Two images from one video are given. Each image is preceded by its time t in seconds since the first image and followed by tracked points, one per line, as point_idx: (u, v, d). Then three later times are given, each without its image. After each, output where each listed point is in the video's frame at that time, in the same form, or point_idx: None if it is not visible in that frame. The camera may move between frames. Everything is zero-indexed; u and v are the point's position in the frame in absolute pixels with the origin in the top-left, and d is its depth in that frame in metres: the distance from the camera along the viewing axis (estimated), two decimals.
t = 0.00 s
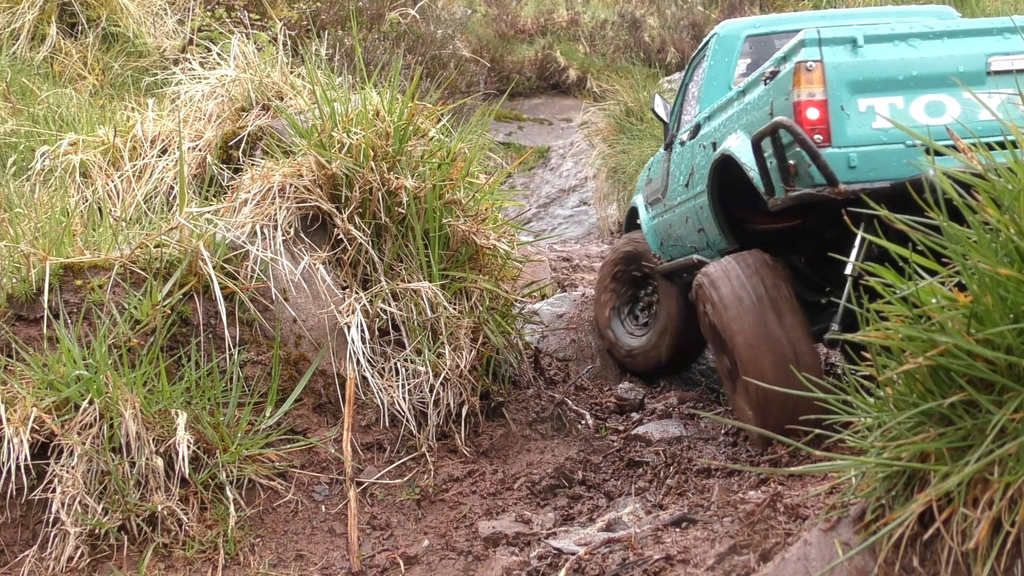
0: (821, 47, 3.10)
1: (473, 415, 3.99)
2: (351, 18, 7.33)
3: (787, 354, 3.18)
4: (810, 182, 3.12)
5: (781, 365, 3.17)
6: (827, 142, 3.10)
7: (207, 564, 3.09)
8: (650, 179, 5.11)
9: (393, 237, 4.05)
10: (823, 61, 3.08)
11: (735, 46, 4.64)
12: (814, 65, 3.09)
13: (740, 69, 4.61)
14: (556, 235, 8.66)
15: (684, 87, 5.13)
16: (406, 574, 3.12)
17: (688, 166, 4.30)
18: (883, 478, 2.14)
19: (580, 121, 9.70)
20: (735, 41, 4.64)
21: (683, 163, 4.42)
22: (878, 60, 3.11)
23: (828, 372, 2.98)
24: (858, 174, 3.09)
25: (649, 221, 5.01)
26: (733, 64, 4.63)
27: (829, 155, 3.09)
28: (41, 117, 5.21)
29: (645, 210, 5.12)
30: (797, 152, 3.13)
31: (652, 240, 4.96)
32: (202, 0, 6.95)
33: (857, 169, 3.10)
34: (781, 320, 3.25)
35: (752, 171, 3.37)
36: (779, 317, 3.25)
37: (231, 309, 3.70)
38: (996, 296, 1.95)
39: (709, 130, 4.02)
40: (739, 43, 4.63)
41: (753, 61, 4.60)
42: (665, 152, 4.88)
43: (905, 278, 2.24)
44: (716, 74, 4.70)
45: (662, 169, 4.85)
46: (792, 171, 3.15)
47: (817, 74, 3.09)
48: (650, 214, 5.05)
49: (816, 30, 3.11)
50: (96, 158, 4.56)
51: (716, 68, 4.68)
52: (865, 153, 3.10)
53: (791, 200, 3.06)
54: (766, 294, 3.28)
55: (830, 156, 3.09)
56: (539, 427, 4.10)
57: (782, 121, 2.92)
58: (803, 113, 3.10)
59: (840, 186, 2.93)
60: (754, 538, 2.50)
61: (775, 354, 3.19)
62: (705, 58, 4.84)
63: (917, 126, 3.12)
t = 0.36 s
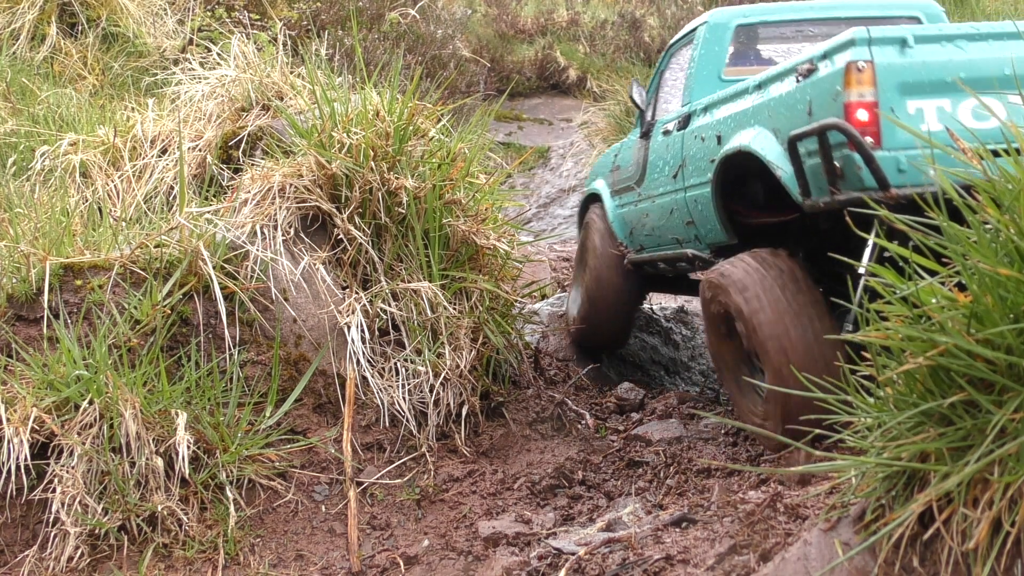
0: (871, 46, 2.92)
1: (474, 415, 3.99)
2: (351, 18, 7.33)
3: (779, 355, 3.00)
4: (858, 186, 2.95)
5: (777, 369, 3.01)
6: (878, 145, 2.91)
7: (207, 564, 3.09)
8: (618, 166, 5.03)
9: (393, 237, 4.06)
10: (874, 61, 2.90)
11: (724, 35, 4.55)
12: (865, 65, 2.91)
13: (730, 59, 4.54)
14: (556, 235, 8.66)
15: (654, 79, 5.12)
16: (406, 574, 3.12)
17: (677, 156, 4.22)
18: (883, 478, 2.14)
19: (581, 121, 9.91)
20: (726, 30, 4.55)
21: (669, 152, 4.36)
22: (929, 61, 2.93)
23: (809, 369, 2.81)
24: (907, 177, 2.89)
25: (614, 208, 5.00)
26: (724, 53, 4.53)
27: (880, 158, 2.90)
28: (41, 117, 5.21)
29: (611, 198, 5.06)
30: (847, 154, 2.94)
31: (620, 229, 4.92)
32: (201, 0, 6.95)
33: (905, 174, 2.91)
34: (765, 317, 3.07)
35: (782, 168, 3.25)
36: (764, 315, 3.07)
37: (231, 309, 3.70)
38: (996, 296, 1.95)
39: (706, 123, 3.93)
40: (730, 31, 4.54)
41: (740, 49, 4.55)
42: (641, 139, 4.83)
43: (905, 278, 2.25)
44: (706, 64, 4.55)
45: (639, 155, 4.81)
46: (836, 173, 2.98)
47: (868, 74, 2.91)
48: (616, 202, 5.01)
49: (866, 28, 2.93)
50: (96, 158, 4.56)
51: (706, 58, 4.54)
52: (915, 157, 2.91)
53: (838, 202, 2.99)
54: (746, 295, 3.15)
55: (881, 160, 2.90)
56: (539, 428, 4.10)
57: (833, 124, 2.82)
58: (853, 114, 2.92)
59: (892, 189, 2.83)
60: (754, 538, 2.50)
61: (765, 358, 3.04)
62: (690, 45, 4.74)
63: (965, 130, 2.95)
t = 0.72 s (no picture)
0: (875, 70, 2.91)
1: (473, 415, 3.99)
2: (351, 18, 7.32)
3: (774, 359, 3.00)
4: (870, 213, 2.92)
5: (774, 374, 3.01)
6: (889, 171, 2.88)
7: (207, 564, 3.09)
8: (591, 186, 4.95)
9: (394, 237, 4.06)
10: (879, 86, 2.88)
11: (695, 48, 4.45)
12: (868, 90, 2.88)
13: (702, 72, 4.44)
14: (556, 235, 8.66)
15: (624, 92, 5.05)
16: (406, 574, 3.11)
17: (656, 178, 4.17)
18: (883, 478, 2.14)
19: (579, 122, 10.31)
20: (696, 43, 4.46)
21: (648, 173, 4.29)
22: (934, 80, 2.91)
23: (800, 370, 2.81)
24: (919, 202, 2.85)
25: (591, 227, 4.90)
26: (696, 67, 4.43)
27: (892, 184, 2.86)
28: (41, 117, 5.21)
29: (583, 218, 4.98)
30: (857, 183, 2.91)
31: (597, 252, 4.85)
32: None
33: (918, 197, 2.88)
34: (758, 324, 3.08)
35: (782, 196, 3.24)
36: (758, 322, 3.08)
37: (231, 309, 3.70)
38: (996, 296, 1.94)
39: (689, 145, 3.90)
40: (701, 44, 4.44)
41: (712, 61, 4.46)
42: (613, 157, 4.75)
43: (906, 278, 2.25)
44: (680, 80, 4.44)
45: (613, 174, 4.72)
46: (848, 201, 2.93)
47: (874, 100, 2.88)
48: (590, 222, 4.92)
49: (867, 53, 2.92)
50: (96, 158, 4.56)
51: (678, 74, 4.44)
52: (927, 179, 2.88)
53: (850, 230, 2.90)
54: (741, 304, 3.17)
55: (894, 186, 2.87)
56: (539, 428, 4.10)
57: (842, 154, 2.75)
58: (861, 141, 2.88)
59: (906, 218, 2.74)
60: (754, 538, 2.50)
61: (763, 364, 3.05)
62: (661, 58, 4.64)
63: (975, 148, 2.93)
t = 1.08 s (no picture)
0: (888, 53, 2.90)
1: (474, 415, 3.99)
2: (351, 18, 7.31)
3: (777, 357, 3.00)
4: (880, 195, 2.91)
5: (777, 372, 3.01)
6: (900, 153, 2.88)
7: (207, 564, 3.09)
8: (596, 185, 4.97)
9: (393, 237, 4.06)
10: (893, 67, 2.88)
11: (705, 45, 4.50)
12: (884, 71, 2.88)
13: (711, 70, 4.49)
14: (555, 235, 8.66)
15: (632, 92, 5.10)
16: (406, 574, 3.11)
17: (663, 173, 4.17)
18: (883, 478, 2.14)
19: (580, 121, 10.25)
20: (705, 41, 4.50)
21: (654, 169, 4.30)
22: (948, 65, 2.91)
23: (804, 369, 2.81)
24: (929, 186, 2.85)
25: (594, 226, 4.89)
26: (706, 65, 4.48)
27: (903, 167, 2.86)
28: (41, 117, 5.21)
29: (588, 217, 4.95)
30: (868, 164, 2.91)
31: (602, 252, 4.83)
32: (202, 0, 6.95)
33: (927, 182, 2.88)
34: (766, 320, 3.07)
35: (791, 181, 3.24)
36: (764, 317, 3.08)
37: (231, 309, 3.70)
38: (996, 296, 1.94)
39: (697, 137, 3.91)
40: (710, 42, 4.50)
41: (721, 59, 4.50)
42: (620, 155, 4.77)
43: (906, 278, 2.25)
44: (689, 76, 4.49)
45: (619, 173, 4.74)
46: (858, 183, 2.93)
47: (888, 81, 2.88)
48: (595, 221, 4.90)
49: (882, 35, 2.92)
50: (96, 158, 4.56)
51: (687, 70, 4.49)
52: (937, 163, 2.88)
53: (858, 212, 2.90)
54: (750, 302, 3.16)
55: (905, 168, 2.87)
56: (539, 428, 4.10)
57: (856, 132, 2.76)
58: (874, 122, 2.89)
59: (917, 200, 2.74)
60: (754, 538, 2.50)
61: (770, 360, 3.05)
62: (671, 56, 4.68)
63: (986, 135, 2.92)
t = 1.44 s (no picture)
0: (871, 50, 2.92)
1: (473, 415, 4.00)
2: (351, 18, 7.31)
3: (775, 353, 2.99)
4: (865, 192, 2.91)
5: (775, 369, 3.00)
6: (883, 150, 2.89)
7: (207, 564, 3.09)
8: (614, 193, 5.05)
9: (393, 237, 4.06)
10: (875, 65, 2.90)
11: (712, 53, 4.52)
12: (865, 69, 2.90)
13: (719, 77, 4.50)
14: (555, 234, 8.66)
15: (646, 100, 5.12)
16: (406, 574, 3.11)
17: (672, 178, 4.20)
18: (883, 478, 2.14)
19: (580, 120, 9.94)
20: (712, 48, 4.52)
21: (664, 175, 4.33)
22: (929, 62, 2.93)
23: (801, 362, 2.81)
24: (912, 181, 2.85)
25: (612, 236, 4.95)
26: (714, 72, 4.49)
27: (886, 163, 2.87)
28: (41, 117, 5.21)
29: (606, 226, 5.07)
30: (851, 161, 2.92)
31: (619, 259, 4.88)
32: None
33: (912, 177, 2.88)
34: (758, 316, 3.08)
35: (783, 182, 3.24)
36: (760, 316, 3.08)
37: (231, 309, 3.70)
38: (996, 296, 1.95)
39: (702, 142, 3.93)
40: (717, 49, 4.52)
41: (729, 67, 4.51)
42: (634, 163, 4.83)
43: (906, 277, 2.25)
44: (697, 82, 4.51)
45: (632, 182, 4.80)
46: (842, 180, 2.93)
47: (869, 78, 2.90)
48: (612, 230, 4.99)
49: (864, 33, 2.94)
50: (96, 158, 4.56)
51: (694, 78, 4.52)
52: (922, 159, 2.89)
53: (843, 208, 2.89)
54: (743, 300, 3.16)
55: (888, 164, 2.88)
56: (539, 428, 4.10)
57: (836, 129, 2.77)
58: (856, 119, 2.90)
59: (900, 195, 2.74)
60: (754, 538, 2.50)
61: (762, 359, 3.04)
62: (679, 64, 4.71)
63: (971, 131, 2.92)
